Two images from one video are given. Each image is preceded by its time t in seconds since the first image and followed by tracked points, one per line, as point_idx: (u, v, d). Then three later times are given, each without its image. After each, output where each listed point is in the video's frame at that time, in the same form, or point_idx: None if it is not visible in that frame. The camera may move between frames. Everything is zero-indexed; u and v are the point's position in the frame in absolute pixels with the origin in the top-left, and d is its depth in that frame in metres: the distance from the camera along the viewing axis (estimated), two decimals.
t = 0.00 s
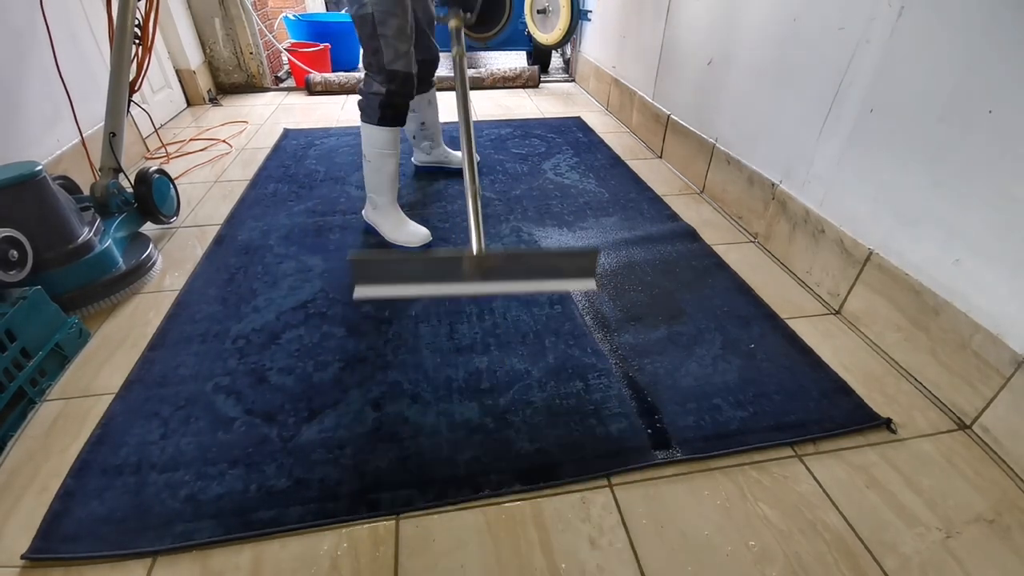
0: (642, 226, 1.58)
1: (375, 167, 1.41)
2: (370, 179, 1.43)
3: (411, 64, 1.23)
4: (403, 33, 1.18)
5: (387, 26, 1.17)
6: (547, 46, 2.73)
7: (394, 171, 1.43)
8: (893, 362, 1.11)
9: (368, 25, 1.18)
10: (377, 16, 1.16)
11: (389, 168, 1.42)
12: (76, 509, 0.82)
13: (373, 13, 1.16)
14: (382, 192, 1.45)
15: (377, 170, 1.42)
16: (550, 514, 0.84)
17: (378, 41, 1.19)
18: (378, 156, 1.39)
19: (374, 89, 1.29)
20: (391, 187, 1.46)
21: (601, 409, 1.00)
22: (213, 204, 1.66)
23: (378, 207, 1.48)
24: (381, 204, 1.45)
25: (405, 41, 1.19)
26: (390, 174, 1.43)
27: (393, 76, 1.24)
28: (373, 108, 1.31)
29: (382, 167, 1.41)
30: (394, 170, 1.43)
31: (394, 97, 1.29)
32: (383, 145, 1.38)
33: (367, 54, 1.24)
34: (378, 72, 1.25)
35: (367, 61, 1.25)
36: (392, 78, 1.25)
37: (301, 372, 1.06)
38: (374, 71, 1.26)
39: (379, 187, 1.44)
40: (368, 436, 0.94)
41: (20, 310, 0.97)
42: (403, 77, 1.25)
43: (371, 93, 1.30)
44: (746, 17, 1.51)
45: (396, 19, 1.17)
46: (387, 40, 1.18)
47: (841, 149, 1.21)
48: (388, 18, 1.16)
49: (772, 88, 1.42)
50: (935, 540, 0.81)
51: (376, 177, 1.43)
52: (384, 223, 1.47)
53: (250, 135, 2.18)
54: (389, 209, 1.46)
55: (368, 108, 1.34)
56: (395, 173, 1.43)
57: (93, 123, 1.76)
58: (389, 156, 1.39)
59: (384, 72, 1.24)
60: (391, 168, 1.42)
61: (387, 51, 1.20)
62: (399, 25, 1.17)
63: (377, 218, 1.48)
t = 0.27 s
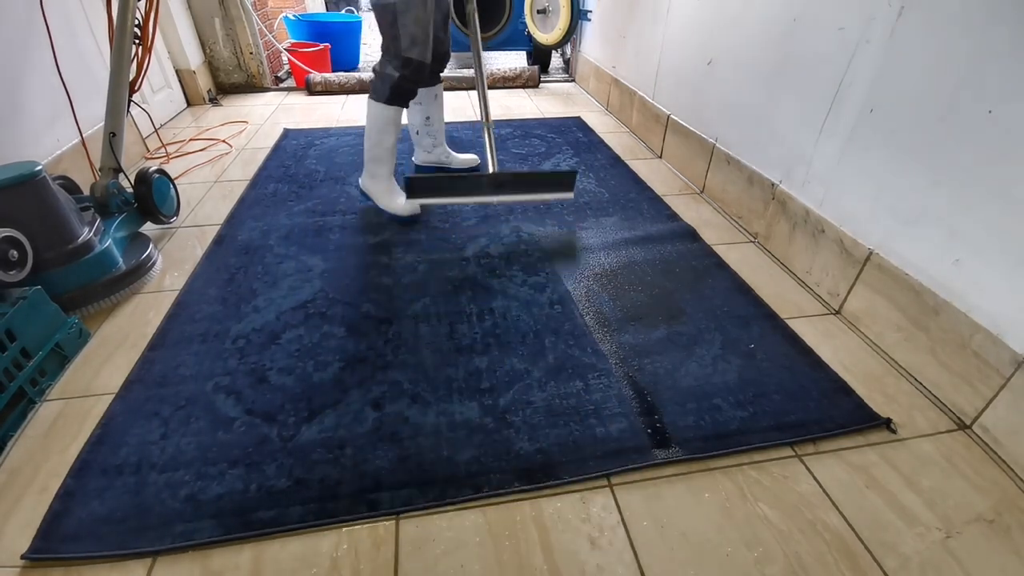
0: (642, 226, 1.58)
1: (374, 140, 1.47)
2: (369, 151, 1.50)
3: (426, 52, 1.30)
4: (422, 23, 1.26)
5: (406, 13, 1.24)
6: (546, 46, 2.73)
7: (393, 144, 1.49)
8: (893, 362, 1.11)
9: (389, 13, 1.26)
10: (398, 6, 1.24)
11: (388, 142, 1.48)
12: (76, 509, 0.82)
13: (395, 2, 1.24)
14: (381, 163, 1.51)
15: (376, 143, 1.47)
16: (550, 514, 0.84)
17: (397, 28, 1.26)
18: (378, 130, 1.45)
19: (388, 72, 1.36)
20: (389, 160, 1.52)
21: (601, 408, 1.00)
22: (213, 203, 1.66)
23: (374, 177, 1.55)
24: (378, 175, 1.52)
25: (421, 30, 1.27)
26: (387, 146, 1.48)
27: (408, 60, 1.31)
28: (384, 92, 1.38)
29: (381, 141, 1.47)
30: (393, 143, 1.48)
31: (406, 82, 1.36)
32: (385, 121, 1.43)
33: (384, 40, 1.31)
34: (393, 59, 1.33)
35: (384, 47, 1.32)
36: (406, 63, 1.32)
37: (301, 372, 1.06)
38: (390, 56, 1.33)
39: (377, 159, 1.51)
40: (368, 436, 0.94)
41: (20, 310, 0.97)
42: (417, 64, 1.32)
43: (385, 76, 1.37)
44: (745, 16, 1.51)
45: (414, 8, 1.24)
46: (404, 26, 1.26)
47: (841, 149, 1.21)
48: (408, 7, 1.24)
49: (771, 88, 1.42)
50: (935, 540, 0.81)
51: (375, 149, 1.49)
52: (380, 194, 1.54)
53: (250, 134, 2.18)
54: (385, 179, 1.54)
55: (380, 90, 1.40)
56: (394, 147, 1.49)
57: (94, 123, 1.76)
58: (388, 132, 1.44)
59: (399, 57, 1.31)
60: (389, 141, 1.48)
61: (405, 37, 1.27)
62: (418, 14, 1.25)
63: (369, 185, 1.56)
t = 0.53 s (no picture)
0: (642, 226, 1.58)
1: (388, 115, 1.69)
2: (379, 123, 1.73)
3: (446, 52, 1.50)
4: (445, 27, 1.45)
5: (432, 20, 1.43)
6: (546, 46, 2.73)
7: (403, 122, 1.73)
8: (894, 362, 1.11)
9: (417, 17, 1.42)
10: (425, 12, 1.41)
11: (400, 122, 1.73)
12: (76, 509, 0.82)
13: (424, 9, 1.40)
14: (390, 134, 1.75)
15: (389, 120, 1.71)
16: (550, 514, 0.84)
17: (424, 30, 1.44)
18: (392, 111, 1.69)
19: (411, 68, 1.54)
20: (397, 133, 1.77)
21: (601, 408, 1.00)
22: (213, 203, 1.66)
23: (381, 143, 1.78)
24: (387, 144, 1.75)
25: (445, 33, 1.46)
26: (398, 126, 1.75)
27: (433, 59, 1.50)
28: (407, 85, 1.57)
29: (392, 121, 1.72)
30: (403, 122, 1.75)
31: (427, 78, 1.56)
32: (398, 103, 1.66)
33: (409, 39, 1.48)
34: (417, 57, 1.51)
35: (409, 46, 1.49)
36: (430, 62, 1.51)
37: (301, 372, 1.06)
38: (415, 54, 1.50)
39: (387, 130, 1.74)
40: (368, 436, 0.94)
41: (20, 310, 0.97)
42: (440, 62, 1.52)
43: (410, 72, 1.55)
44: (745, 16, 1.51)
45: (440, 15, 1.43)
46: (431, 30, 1.44)
47: (841, 149, 1.21)
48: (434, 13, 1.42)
49: (771, 88, 1.42)
50: (935, 540, 0.81)
51: (386, 124, 1.74)
52: (387, 160, 1.77)
53: (250, 134, 2.18)
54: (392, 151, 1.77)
55: (402, 83, 1.59)
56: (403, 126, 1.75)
57: (94, 123, 1.77)
58: (399, 113, 1.68)
59: (423, 56, 1.49)
60: (401, 122, 1.74)
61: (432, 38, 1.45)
62: (442, 19, 1.44)
63: (377, 152, 1.77)
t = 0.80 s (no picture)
0: (642, 226, 1.58)
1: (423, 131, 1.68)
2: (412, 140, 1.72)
3: (467, 50, 1.50)
4: (462, 26, 1.45)
5: (449, 21, 1.43)
6: (546, 46, 2.73)
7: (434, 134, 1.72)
8: (893, 362, 1.11)
9: (433, 21, 1.42)
10: (441, 13, 1.41)
11: (433, 133, 1.72)
12: (76, 509, 0.82)
13: (440, 11, 1.41)
14: (425, 149, 1.72)
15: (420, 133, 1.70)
16: (550, 514, 0.84)
17: (442, 33, 1.44)
18: (423, 123, 1.68)
19: (436, 73, 1.55)
20: (431, 147, 1.74)
21: (601, 408, 1.00)
22: (213, 203, 1.66)
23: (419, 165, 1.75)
24: (421, 160, 1.72)
25: (462, 32, 1.46)
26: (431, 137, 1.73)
27: (456, 61, 1.50)
28: (435, 90, 1.58)
29: (424, 132, 1.71)
30: (434, 136, 1.73)
31: (452, 81, 1.56)
32: (429, 113, 1.66)
33: (429, 43, 1.48)
34: (440, 60, 1.51)
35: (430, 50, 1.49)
36: (453, 64, 1.51)
37: (301, 372, 1.06)
38: (437, 58, 1.51)
39: (421, 146, 1.72)
40: (368, 436, 0.94)
41: (20, 310, 0.97)
42: (463, 63, 1.52)
43: (434, 78, 1.56)
44: (745, 16, 1.51)
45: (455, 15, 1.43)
46: (450, 32, 1.44)
47: (841, 149, 1.21)
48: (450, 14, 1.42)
49: (771, 88, 1.42)
50: (935, 540, 0.81)
51: (418, 140, 1.72)
52: (426, 176, 1.72)
53: (250, 134, 2.18)
54: (428, 164, 1.73)
55: (428, 89, 1.60)
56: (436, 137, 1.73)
57: (94, 123, 1.77)
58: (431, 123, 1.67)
59: (446, 59, 1.50)
60: (433, 133, 1.73)
61: (452, 39, 1.45)
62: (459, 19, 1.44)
63: (415, 171, 1.74)
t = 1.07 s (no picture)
0: (642, 226, 1.58)
1: (469, 157, 1.46)
2: (464, 173, 1.50)
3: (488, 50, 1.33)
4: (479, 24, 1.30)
5: (464, 18, 1.28)
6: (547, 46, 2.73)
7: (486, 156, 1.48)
8: (893, 362, 1.11)
9: (447, 21, 1.27)
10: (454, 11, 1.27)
11: (483, 154, 1.46)
12: (76, 509, 0.82)
13: (452, 9, 1.26)
14: (479, 182, 1.50)
15: (472, 160, 1.47)
16: (550, 514, 0.84)
17: (458, 33, 1.29)
18: (471, 146, 1.45)
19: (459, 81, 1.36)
20: (487, 177, 1.51)
21: (601, 409, 1.00)
22: (213, 203, 1.66)
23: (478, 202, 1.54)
24: (481, 195, 1.51)
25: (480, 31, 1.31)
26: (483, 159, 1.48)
27: (476, 63, 1.33)
28: (462, 101, 1.38)
29: (476, 157, 1.46)
30: (484, 160, 1.48)
31: (479, 86, 1.37)
32: (473, 133, 1.43)
33: (445, 49, 1.32)
34: (461, 66, 1.33)
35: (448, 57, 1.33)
36: (475, 67, 1.33)
37: (301, 372, 1.06)
38: (456, 64, 1.34)
39: (475, 179, 1.49)
40: (368, 436, 0.94)
41: (20, 310, 0.97)
42: (486, 64, 1.34)
43: (458, 86, 1.37)
44: (745, 16, 1.51)
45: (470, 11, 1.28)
46: (466, 31, 1.29)
47: (841, 149, 1.21)
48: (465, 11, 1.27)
49: (771, 88, 1.42)
50: (935, 540, 0.81)
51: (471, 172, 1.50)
52: (490, 211, 1.52)
53: (250, 134, 2.18)
54: (490, 199, 1.52)
55: (457, 102, 1.39)
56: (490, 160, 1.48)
57: (94, 123, 1.77)
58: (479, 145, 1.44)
59: (466, 63, 1.33)
60: (484, 156, 1.47)
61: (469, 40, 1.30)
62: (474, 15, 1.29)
63: (475, 209, 1.53)
